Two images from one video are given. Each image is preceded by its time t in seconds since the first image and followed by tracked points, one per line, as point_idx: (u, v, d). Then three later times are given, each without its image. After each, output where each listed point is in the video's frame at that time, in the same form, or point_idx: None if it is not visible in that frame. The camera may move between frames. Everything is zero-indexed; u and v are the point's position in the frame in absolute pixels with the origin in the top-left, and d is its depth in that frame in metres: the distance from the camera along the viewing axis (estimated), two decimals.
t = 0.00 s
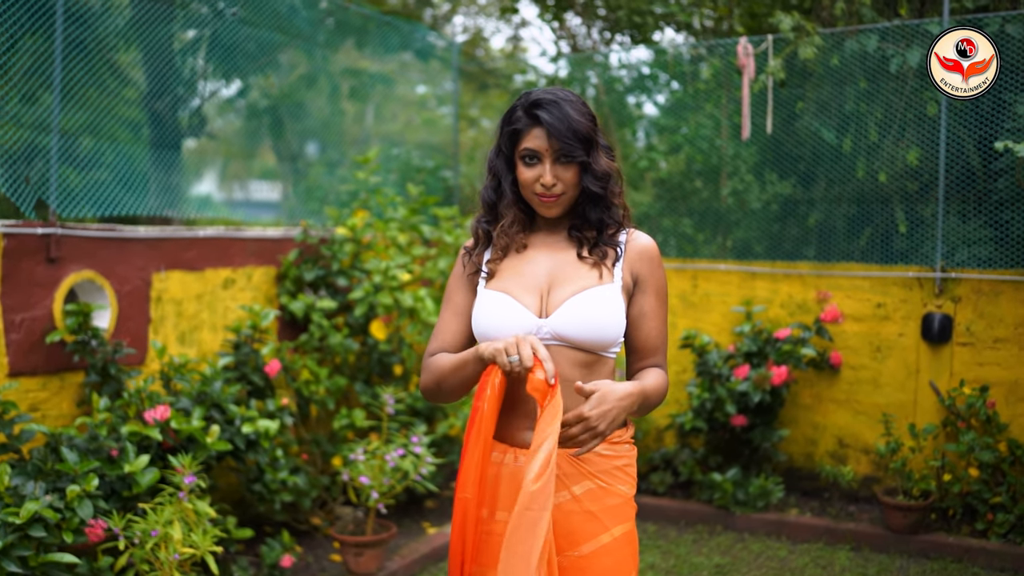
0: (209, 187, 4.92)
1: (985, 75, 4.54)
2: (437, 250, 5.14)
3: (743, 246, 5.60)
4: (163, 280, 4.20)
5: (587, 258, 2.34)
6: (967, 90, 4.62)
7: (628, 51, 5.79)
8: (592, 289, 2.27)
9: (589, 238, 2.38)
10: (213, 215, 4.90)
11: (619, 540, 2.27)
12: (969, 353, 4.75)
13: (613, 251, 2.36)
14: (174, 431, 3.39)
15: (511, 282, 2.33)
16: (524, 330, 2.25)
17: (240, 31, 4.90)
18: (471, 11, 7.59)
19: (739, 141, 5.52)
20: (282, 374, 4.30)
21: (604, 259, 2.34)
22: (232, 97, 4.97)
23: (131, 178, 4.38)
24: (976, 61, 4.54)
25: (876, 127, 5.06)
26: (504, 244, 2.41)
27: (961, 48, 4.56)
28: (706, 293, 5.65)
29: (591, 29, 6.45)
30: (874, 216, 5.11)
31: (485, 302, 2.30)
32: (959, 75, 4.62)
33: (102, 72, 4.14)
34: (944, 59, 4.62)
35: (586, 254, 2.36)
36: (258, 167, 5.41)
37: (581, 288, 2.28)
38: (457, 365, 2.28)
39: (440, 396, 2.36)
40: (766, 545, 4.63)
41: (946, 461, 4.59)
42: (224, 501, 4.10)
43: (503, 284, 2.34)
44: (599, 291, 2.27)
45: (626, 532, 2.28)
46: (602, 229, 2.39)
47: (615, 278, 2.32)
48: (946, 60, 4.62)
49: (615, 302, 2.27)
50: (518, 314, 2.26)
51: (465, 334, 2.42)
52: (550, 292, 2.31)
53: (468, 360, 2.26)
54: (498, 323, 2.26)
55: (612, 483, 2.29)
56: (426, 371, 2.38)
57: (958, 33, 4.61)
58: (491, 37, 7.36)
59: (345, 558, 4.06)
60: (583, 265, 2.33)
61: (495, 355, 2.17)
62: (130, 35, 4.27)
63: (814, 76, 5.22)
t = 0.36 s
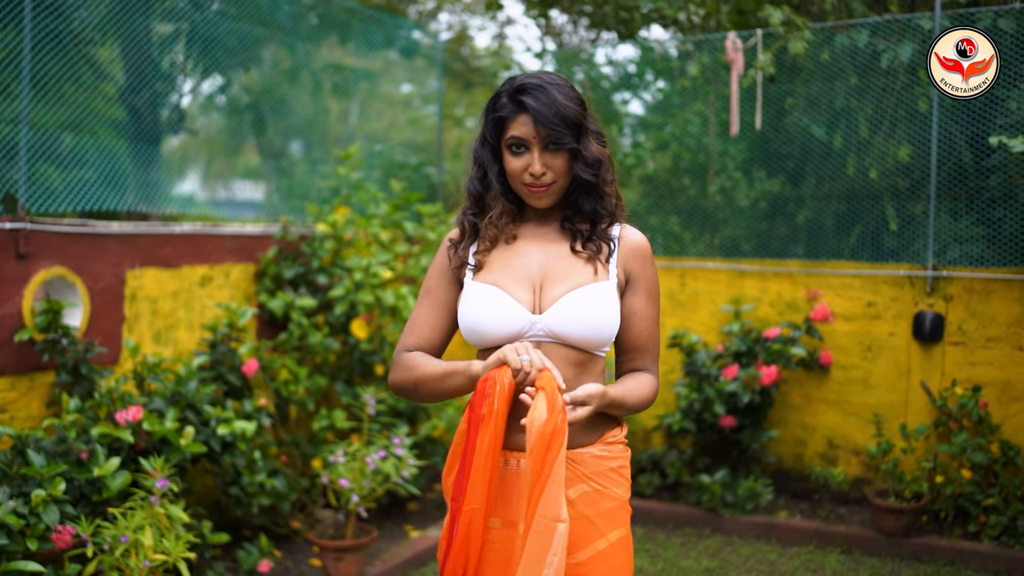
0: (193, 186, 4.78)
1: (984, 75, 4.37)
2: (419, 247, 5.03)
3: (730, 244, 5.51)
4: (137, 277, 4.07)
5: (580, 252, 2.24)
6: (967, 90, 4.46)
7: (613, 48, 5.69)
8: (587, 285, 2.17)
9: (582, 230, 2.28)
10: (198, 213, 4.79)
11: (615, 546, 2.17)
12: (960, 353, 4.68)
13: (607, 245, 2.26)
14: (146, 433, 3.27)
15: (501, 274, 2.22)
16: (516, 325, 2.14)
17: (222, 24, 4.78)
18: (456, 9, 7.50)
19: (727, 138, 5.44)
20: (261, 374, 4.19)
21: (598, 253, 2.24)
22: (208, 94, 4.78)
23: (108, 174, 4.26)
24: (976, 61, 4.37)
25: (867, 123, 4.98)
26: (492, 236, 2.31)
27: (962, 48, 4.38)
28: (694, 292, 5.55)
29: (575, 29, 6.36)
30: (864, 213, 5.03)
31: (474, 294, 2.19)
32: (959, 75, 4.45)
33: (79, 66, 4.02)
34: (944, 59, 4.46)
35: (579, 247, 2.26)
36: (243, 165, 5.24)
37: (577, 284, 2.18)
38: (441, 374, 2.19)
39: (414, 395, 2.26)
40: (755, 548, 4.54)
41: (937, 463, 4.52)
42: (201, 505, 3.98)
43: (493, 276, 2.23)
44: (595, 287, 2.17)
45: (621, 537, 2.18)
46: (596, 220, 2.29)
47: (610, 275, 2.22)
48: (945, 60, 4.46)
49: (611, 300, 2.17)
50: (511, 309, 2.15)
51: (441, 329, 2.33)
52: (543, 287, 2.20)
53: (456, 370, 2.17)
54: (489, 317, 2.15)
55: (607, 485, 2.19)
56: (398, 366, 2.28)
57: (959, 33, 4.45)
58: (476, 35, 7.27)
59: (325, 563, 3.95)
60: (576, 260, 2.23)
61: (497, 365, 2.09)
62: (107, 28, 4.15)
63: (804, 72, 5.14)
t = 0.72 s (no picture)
0: (176, 185, 4.65)
1: (985, 75, 4.12)
2: (403, 246, 4.92)
3: (719, 243, 5.43)
4: (112, 276, 3.94)
5: (576, 247, 2.13)
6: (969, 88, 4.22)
7: (599, 46, 5.59)
8: (581, 282, 2.06)
9: (579, 225, 2.18)
10: (181, 212, 4.68)
11: (612, 563, 2.05)
12: (954, 353, 4.60)
13: (604, 240, 2.16)
14: (120, 439, 3.14)
15: (491, 271, 2.12)
16: (505, 325, 2.05)
17: (202, 18, 4.65)
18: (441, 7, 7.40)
19: (716, 136, 5.35)
20: (240, 376, 4.06)
21: (595, 249, 2.14)
22: (189, 90, 4.65)
23: (84, 172, 4.14)
24: (976, 61, 4.12)
25: (859, 120, 4.90)
26: (483, 231, 2.20)
27: (962, 49, 4.13)
28: (684, 292, 5.45)
29: (562, 24, 6.38)
30: (856, 211, 4.95)
31: (462, 292, 2.09)
32: (959, 75, 4.21)
33: (55, 62, 3.91)
34: (944, 58, 4.20)
35: (575, 241, 2.16)
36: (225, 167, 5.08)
37: (570, 282, 2.07)
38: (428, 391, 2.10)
39: (399, 403, 2.16)
40: (747, 553, 4.45)
41: (932, 466, 4.43)
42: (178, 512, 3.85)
43: (482, 273, 2.13)
44: (589, 285, 2.06)
45: (618, 553, 2.07)
46: (593, 214, 2.19)
47: (607, 272, 2.11)
48: (945, 60, 4.21)
49: (608, 298, 2.06)
50: (501, 308, 2.05)
51: (427, 329, 2.22)
52: (535, 284, 2.09)
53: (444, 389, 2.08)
54: (478, 316, 2.05)
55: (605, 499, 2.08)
56: (382, 370, 2.18)
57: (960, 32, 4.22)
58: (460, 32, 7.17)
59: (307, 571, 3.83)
60: (571, 256, 2.13)
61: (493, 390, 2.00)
62: (84, 22, 4.04)
63: (795, 67, 5.06)
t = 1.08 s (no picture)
0: (161, 185, 4.54)
1: (984, 75, 3.98)
2: (390, 249, 4.82)
3: (711, 245, 5.34)
4: (91, 282, 3.82)
5: (577, 257, 2.04)
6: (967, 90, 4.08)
7: (588, 46, 5.50)
8: (581, 294, 1.97)
9: (581, 234, 2.09)
10: (167, 214, 4.57)
11: None
12: (952, 359, 4.53)
13: (608, 249, 2.06)
14: (97, 452, 3.03)
15: (487, 285, 2.03)
16: (501, 342, 1.95)
17: (183, 16, 4.54)
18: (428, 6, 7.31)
19: (708, 137, 5.26)
20: (222, 385, 3.95)
21: (597, 259, 2.04)
22: (173, 89, 4.53)
23: (65, 173, 4.03)
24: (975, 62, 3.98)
25: (854, 121, 4.82)
26: (478, 242, 2.11)
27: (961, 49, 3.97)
28: (676, 296, 5.37)
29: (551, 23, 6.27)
30: (851, 214, 4.87)
31: (456, 307, 2.01)
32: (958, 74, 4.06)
33: (34, 62, 3.80)
34: (941, 58, 4.03)
35: (576, 251, 2.07)
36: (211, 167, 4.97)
37: (569, 294, 1.98)
38: (424, 417, 2.00)
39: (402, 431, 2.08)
40: (742, 563, 4.37)
41: (930, 474, 4.36)
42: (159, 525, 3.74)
43: (477, 287, 2.04)
44: (591, 296, 1.96)
45: None
46: (595, 223, 2.09)
47: (611, 283, 2.01)
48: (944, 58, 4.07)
49: (611, 311, 1.96)
50: (497, 324, 1.96)
51: (429, 350, 2.13)
52: (533, 298, 2.00)
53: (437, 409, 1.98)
54: (473, 333, 1.96)
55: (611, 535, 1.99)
56: (384, 399, 2.09)
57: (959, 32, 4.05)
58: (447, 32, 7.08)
59: None
60: (571, 266, 2.03)
61: (494, 406, 1.88)
62: (63, 21, 3.93)
63: (789, 67, 4.98)
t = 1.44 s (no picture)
0: (149, 185, 4.46)
1: (986, 75, 3.84)
2: (380, 254, 4.73)
3: (704, 249, 5.27)
4: (72, 288, 3.72)
5: (578, 269, 1.97)
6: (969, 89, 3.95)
7: (578, 46, 5.41)
8: (583, 307, 1.90)
9: (583, 245, 2.02)
10: (154, 217, 4.48)
11: None
12: (950, 365, 4.46)
13: (613, 259, 1.99)
14: (76, 465, 2.93)
15: (484, 299, 1.97)
16: (499, 358, 1.89)
17: (169, 16, 4.44)
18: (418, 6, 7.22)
19: (702, 139, 5.18)
20: (208, 393, 3.86)
21: (600, 270, 1.96)
22: (160, 89, 4.43)
23: (50, 174, 3.94)
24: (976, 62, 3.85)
25: (850, 123, 4.76)
26: (476, 256, 2.06)
27: (962, 49, 3.83)
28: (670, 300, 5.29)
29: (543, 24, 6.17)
30: (847, 218, 4.81)
31: (452, 323, 1.96)
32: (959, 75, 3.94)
33: (18, 62, 3.71)
34: (942, 58, 3.90)
35: (577, 262, 1.99)
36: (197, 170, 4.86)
37: (570, 307, 1.91)
38: (430, 436, 1.90)
39: (409, 459, 1.98)
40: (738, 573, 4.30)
41: (928, 482, 4.29)
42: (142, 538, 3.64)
43: (473, 303, 1.98)
44: (591, 308, 1.89)
45: None
46: (599, 236, 2.02)
47: (615, 295, 1.93)
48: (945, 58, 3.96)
49: (615, 324, 1.88)
50: (494, 340, 1.90)
51: (432, 369, 2.05)
52: (532, 312, 1.94)
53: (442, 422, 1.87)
54: (469, 350, 1.91)
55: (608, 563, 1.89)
56: (388, 429, 1.99)
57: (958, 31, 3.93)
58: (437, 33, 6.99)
59: None
60: (572, 277, 1.96)
61: (499, 410, 1.76)
62: (47, 20, 3.84)
63: (785, 69, 4.91)
